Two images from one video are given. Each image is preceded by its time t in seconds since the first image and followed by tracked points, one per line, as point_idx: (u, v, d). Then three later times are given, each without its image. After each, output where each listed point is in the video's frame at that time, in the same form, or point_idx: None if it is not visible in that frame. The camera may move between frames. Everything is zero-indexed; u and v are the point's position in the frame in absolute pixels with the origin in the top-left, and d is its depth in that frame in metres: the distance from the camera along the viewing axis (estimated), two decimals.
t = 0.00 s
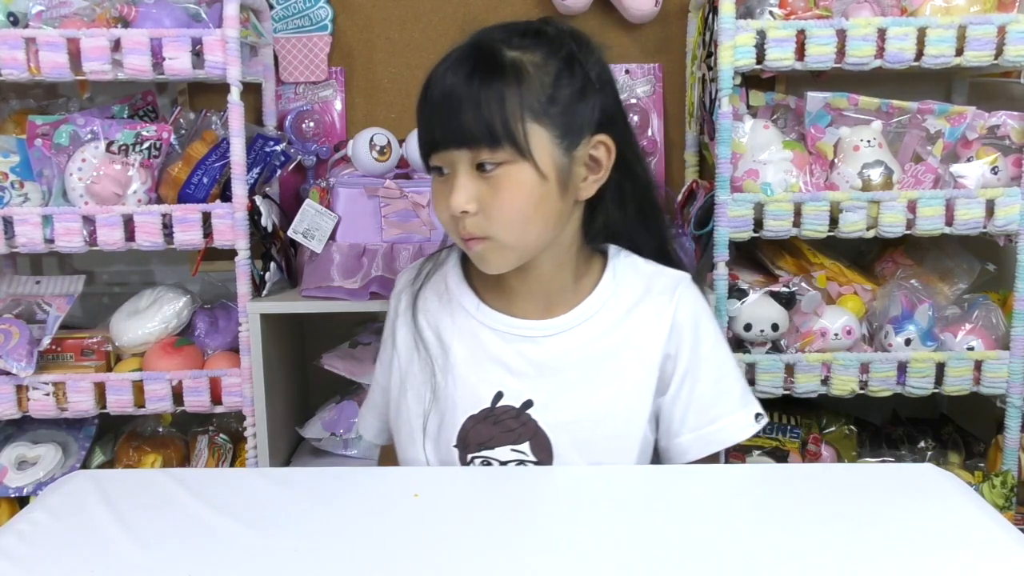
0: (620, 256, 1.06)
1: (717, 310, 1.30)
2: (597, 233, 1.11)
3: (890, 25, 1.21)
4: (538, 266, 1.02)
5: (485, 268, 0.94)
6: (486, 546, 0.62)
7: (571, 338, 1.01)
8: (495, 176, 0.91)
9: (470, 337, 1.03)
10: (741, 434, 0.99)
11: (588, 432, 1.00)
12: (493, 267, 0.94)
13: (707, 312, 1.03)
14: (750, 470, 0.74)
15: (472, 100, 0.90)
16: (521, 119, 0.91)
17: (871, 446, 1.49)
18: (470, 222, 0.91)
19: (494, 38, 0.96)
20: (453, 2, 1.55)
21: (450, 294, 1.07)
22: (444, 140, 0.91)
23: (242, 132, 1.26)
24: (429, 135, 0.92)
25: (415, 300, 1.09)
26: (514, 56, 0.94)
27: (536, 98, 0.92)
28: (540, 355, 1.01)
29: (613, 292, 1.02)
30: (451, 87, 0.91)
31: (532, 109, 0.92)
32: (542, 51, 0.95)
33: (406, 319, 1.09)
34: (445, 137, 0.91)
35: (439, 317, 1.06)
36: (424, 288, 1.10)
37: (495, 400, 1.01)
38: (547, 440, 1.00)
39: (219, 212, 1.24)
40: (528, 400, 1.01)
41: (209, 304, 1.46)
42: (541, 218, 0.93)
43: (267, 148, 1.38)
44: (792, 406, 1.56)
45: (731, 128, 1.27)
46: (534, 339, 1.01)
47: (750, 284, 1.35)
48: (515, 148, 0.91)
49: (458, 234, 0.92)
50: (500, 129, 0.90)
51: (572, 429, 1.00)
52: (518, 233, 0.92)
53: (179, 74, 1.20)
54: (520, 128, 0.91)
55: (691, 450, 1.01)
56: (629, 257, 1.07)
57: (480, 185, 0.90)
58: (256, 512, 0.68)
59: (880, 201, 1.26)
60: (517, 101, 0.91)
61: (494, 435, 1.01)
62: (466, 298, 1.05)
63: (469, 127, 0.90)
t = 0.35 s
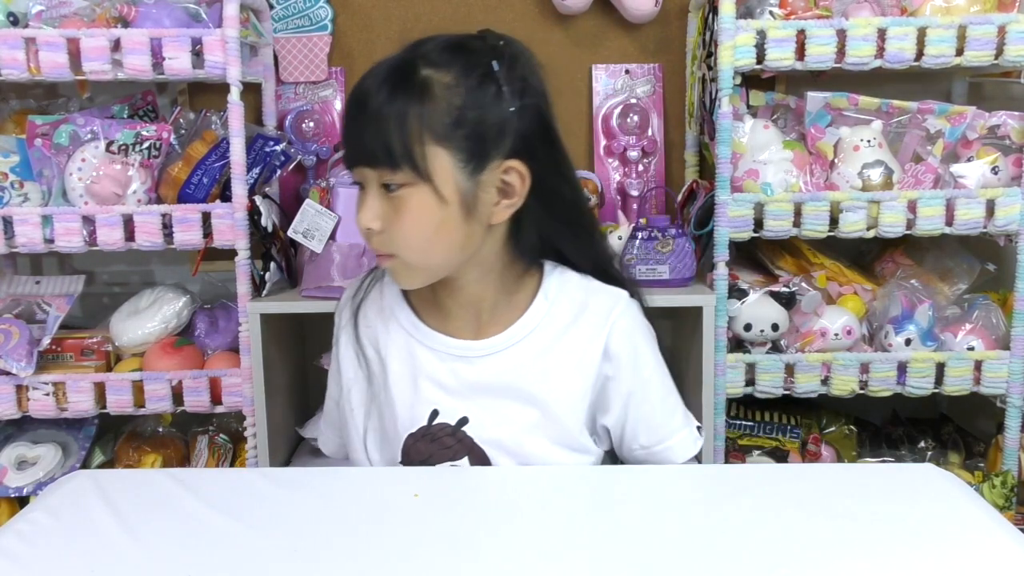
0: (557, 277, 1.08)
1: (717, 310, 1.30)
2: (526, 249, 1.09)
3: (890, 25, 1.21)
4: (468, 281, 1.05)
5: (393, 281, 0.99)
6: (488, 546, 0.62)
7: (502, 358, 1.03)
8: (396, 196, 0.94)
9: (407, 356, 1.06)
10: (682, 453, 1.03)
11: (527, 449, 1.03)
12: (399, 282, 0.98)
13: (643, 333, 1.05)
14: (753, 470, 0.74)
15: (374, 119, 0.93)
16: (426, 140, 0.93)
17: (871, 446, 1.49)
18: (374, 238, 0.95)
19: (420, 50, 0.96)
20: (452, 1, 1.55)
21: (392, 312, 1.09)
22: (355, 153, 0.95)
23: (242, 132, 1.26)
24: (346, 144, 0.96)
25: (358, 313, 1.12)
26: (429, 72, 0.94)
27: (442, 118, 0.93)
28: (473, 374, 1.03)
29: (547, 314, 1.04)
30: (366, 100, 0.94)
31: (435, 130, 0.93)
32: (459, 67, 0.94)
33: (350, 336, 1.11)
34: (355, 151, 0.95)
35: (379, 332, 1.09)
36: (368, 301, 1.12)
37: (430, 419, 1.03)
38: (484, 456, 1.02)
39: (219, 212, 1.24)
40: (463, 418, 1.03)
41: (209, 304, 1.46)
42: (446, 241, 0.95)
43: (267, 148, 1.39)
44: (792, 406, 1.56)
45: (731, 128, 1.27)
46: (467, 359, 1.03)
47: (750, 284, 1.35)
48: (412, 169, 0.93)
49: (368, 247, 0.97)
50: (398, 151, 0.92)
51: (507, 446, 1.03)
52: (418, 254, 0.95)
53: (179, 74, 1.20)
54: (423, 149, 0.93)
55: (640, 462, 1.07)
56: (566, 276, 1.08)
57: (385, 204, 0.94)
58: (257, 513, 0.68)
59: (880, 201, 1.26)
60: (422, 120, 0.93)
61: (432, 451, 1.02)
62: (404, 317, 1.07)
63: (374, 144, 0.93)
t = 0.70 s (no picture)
0: (513, 287, 1.08)
1: (717, 310, 1.30)
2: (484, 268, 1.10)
3: (890, 25, 1.21)
4: (427, 292, 1.04)
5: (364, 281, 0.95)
6: (489, 545, 0.62)
7: (464, 367, 1.02)
8: (389, 190, 0.92)
9: (366, 372, 1.04)
10: (641, 456, 0.98)
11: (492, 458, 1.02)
12: (372, 283, 0.94)
13: (603, 332, 1.04)
14: (754, 470, 0.74)
15: (379, 109, 0.92)
16: (426, 135, 0.93)
17: (871, 446, 1.49)
18: (356, 234, 0.92)
19: (409, 50, 0.97)
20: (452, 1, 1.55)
21: (348, 328, 1.07)
22: (345, 143, 0.92)
23: (242, 132, 1.26)
24: (332, 135, 0.93)
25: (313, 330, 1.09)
26: (427, 70, 0.96)
27: (443, 114, 0.94)
28: (435, 386, 1.02)
29: (505, 321, 1.04)
30: (361, 91, 0.92)
31: (437, 126, 0.94)
32: (453, 71, 0.97)
33: (306, 356, 1.07)
34: (346, 142, 0.92)
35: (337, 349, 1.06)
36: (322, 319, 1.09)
37: (394, 433, 1.01)
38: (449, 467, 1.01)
39: (220, 212, 1.24)
40: (428, 430, 1.01)
41: (209, 304, 1.46)
42: (430, 239, 0.95)
43: (268, 148, 1.39)
44: (792, 406, 1.56)
45: (731, 128, 1.27)
46: (429, 371, 1.02)
47: (750, 284, 1.35)
48: (415, 164, 0.92)
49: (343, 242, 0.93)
50: (406, 143, 0.92)
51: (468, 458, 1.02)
52: (406, 252, 0.93)
53: (179, 74, 1.20)
54: (422, 144, 0.93)
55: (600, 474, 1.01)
56: (522, 286, 1.08)
57: (373, 197, 0.91)
58: (258, 512, 0.68)
59: (880, 201, 1.26)
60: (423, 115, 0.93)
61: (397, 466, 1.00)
62: (362, 332, 1.05)
63: (372, 135, 0.91)
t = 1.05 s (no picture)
0: (493, 287, 1.08)
1: (717, 311, 1.30)
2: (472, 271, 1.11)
3: (890, 25, 1.21)
4: (412, 293, 1.03)
5: (362, 273, 0.93)
6: (490, 546, 0.62)
7: (449, 366, 1.02)
8: (399, 181, 0.92)
9: (350, 372, 1.02)
10: (640, 436, 1.02)
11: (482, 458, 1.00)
12: (371, 276, 0.93)
13: (586, 322, 1.05)
14: (754, 470, 0.74)
15: (401, 99, 0.93)
16: (446, 132, 0.95)
17: (871, 446, 1.49)
18: (359, 222, 0.90)
19: (427, 49, 1.00)
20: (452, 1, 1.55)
21: (329, 330, 1.06)
22: (362, 131, 0.92)
23: (242, 133, 1.26)
24: (347, 121, 0.93)
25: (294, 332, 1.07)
26: (446, 70, 0.98)
27: (464, 114, 0.97)
28: (421, 384, 1.01)
29: (486, 320, 1.05)
30: (382, 82, 0.94)
31: (456, 125, 0.96)
32: (472, 74, 1.01)
33: (290, 357, 1.05)
34: (363, 130, 0.92)
35: (319, 352, 1.05)
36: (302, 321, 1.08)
37: (379, 433, 1.00)
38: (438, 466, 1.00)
39: (219, 212, 1.24)
40: (413, 430, 1.00)
41: (209, 304, 1.46)
42: (433, 236, 0.95)
43: (268, 148, 1.39)
44: (792, 406, 1.56)
45: (731, 128, 1.27)
46: (415, 372, 1.01)
47: (750, 284, 1.35)
48: (430, 157, 0.94)
49: (344, 230, 0.91)
50: (424, 136, 0.93)
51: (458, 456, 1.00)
52: (406, 247, 0.93)
53: (178, 74, 1.20)
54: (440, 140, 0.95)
55: (598, 455, 1.04)
56: (503, 286, 1.09)
57: (383, 186, 0.91)
58: (257, 512, 0.67)
59: (880, 201, 1.25)
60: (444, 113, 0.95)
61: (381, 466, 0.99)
62: (344, 333, 1.04)
63: (392, 126, 0.92)
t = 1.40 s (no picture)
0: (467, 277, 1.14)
1: (716, 310, 1.30)
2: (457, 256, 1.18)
3: (890, 24, 1.21)
4: (394, 282, 1.10)
5: (364, 250, 0.99)
6: (491, 546, 0.62)
7: (418, 352, 1.07)
8: (409, 165, 1.00)
9: (328, 356, 1.09)
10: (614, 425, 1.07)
11: (454, 452, 1.03)
12: (373, 253, 1.00)
13: (553, 313, 1.09)
14: (754, 471, 0.74)
15: (420, 90, 1.01)
16: (456, 121, 1.04)
17: (871, 446, 1.49)
18: (370, 200, 0.97)
19: (439, 44, 1.08)
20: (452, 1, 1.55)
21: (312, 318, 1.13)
22: (376, 115, 1.00)
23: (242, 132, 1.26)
24: (363, 105, 1.01)
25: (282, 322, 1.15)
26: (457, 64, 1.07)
27: (472, 106, 1.06)
28: (392, 370, 1.07)
29: (457, 307, 1.10)
30: (400, 70, 1.02)
31: (465, 115, 1.05)
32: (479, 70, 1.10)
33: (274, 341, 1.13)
34: (378, 115, 1.00)
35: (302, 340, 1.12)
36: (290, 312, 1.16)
37: (349, 417, 1.06)
38: (405, 451, 1.03)
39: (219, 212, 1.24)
40: (382, 416, 1.05)
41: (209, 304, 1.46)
42: (434, 220, 1.03)
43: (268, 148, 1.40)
44: (792, 406, 1.56)
45: (731, 128, 1.27)
46: (386, 356, 1.07)
47: (750, 284, 1.35)
48: (439, 146, 1.02)
49: (351, 208, 0.98)
50: (436, 124, 1.02)
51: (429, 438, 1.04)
52: (410, 228, 1.00)
53: (178, 74, 1.20)
54: (450, 129, 1.03)
55: (586, 437, 1.09)
56: (476, 274, 1.15)
57: (393, 169, 0.99)
58: (256, 513, 0.67)
59: (880, 201, 1.25)
60: (455, 103, 1.04)
61: (352, 450, 1.04)
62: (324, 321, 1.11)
63: (407, 112, 1.00)
